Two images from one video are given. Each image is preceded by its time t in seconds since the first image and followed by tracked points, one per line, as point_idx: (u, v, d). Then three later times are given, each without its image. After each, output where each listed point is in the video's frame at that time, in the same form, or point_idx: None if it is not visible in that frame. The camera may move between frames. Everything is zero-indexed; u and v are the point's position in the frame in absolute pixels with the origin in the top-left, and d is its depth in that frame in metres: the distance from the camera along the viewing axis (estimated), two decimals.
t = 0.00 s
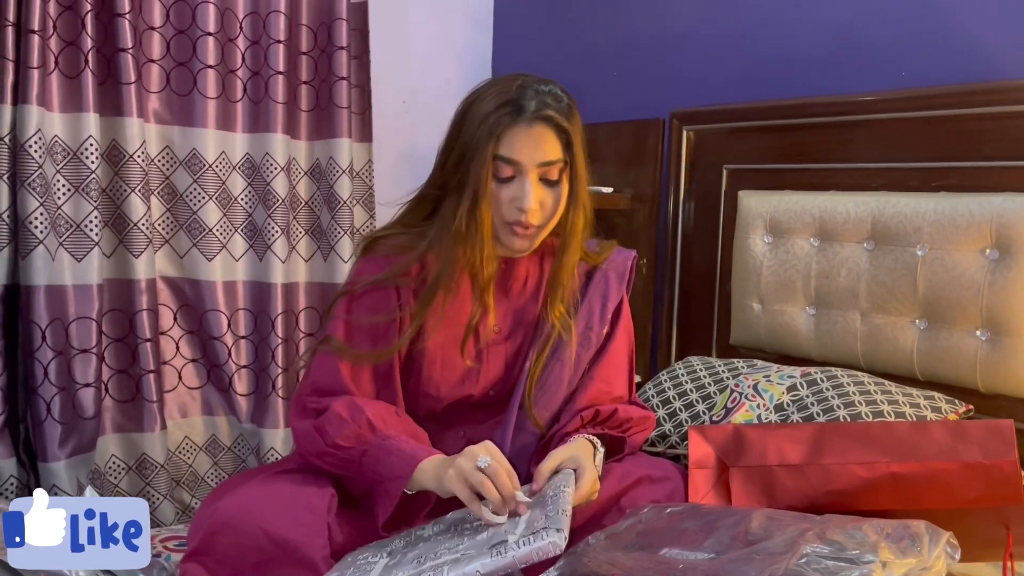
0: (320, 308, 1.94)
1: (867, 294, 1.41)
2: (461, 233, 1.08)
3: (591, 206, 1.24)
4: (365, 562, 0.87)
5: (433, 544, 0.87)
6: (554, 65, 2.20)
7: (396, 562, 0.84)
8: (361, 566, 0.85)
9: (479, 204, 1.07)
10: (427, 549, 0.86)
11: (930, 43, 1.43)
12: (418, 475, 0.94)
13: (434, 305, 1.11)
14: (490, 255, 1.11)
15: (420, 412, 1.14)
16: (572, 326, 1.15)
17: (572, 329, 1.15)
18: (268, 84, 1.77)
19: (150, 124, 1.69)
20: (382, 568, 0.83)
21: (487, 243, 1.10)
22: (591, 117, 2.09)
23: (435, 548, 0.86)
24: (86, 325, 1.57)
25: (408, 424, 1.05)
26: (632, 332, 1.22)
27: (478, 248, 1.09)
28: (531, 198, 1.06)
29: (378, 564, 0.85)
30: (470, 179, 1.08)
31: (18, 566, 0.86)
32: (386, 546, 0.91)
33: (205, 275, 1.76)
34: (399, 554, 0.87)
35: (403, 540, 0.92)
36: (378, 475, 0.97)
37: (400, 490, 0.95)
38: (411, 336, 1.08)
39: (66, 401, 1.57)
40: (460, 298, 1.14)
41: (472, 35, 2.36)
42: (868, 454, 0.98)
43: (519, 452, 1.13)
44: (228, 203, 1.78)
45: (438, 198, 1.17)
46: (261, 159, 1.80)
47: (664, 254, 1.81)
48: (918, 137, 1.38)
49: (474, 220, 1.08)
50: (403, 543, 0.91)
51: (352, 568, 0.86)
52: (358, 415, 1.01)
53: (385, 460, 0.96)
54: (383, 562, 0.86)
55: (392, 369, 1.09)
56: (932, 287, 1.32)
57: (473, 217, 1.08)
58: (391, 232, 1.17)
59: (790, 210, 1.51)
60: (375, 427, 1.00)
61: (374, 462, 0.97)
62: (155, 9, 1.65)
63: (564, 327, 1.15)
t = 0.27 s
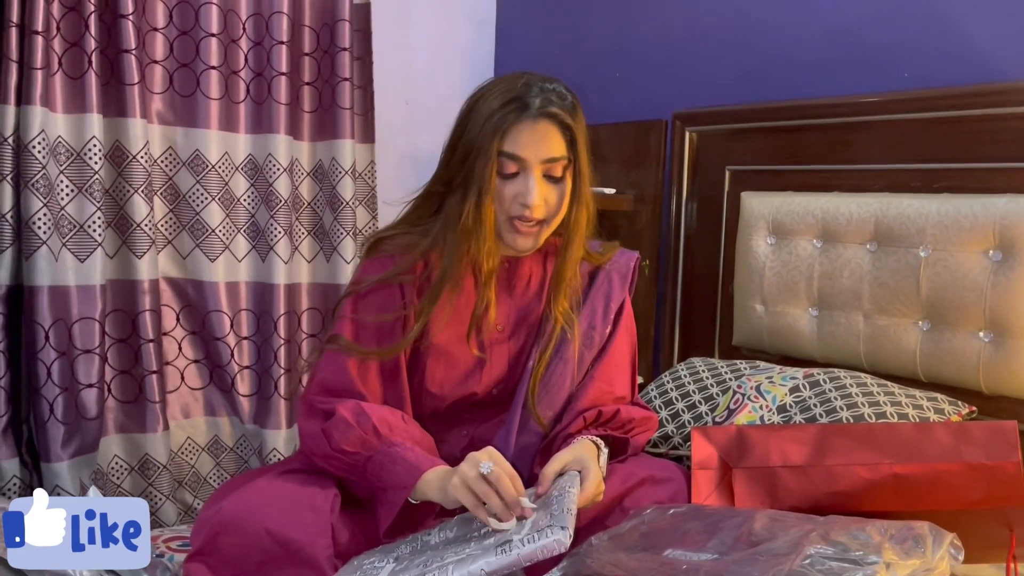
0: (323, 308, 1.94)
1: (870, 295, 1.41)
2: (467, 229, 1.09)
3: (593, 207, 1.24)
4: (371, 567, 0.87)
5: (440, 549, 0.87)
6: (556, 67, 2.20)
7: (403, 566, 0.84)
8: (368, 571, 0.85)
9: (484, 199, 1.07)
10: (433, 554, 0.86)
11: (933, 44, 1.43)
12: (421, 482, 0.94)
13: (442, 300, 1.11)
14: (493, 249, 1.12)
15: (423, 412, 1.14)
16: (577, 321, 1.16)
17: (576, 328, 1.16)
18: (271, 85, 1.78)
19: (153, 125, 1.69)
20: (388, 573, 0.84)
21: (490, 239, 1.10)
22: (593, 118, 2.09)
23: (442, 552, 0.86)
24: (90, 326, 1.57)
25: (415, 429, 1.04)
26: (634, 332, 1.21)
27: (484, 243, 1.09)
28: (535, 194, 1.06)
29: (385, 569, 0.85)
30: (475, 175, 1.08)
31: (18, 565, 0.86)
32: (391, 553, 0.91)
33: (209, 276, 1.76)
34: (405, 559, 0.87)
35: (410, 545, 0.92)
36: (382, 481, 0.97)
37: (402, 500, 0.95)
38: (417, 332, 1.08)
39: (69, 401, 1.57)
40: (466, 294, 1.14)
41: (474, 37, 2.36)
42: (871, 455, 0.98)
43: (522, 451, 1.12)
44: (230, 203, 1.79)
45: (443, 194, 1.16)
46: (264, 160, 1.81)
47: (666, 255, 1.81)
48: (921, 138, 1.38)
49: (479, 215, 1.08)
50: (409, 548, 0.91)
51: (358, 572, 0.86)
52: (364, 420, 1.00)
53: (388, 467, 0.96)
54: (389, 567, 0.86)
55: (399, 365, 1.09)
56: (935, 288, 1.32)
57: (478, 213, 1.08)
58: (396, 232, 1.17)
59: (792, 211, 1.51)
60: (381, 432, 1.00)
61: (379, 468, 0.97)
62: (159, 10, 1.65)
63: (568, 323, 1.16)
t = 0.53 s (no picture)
0: (324, 308, 1.94)
1: (872, 296, 1.41)
2: (464, 230, 1.09)
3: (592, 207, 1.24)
4: (374, 566, 0.87)
5: (444, 548, 0.88)
6: (558, 68, 2.20)
7: (406, 565, 0.85)
8: (370, 570, 0.86)
9: (480, 200, 1.07)
10: (437, 553, 0.86)
11: (935, 45, 1.43)
12: (417, 489, 0.94)
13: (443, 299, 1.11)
14: (490, 249, 1.12)
15: (425, 411, 1.14)
16: (564, 317, 1.15)
17: (577, 327, 1.16)
18: (272, 86, 1.78)
19: (155, 126, 1.69)
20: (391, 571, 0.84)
21: (486, 237, 1.10)
22: (594, 119, 2.09)
23: (445, 551, 0.86)
24: (91, 326, 1.58)
25: (410, 429, 1.04)
26: (635, 331, 1.21)
27: (478, 243, 1.09)
28: (531, 194, 1.06)
29: (388, 568, 0.85)
30: (472, 176, 1.08)
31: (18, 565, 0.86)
32: (394, 552, 0.91)
33: (211, 277, 1.77)
34: (408, 558, 0.87)
35: (413, 544, 0.92)
36: (374, 485, 0.97)
37: (395, 504, 0.96)
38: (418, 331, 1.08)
39: (71, 402, 1.58)
40: (466, 292, 1.14)
41: (476, 38, 2.36)
42: (872, 457, 0.98)
43: (524, 451, 1.13)
44: (232, 204, 1.79)
45: (443, 196, 1.16)
46: (265, 161, 1.81)
47: (668, 256, 1.81)
48: (922, 139, 1.38)
49: (476, 216, 1.08)
50: (412, 547, 0.91)
51: (362, 570, 0.86)
52: (351, 427, 1.00)
53: (381, 472, 0.97)
54: (392, 566, 0.86)
55: (401, 363, 1.09)
56: (936, 289, 1.32)
57: (475, 214, 1.08)
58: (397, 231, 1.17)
59: (794, 212, 1.51)
60: (368, 437, 1.00)
61: (369, 474, 0.97)
62: (161, 11, 1.66)
63: (556, 317, 1.16)
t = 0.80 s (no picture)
0: (326, 309, 1.94)
1: (873, 298, 1.41)
2: (465, 237, 1.09)
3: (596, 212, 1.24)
4: (372, 567, 0.87)
5: (442, 550, 0.88)
6: (560, 69, 2.20)
7: (404, 567, 0.85)
8: (369, 571, 0.86)
9: (482, 208, 1.07)
10: (435, 555, 0.86)
11: (937, 47, 1.43)
12: (420, 488, 0.94)
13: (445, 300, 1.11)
14: (489, 257, 1.12)
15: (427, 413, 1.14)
16: (569, 327, 1.15)
17: (580, 330, 1.16)
18: (274, 87, 1.78)
19: (157, 127, 1.70)
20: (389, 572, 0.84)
21: (487, 244, 1.10)
22: (596, 120, 2.09)
23: (444, 553, 0.86)
24: (93, 327, 1.58)
25: (413, 430, 1.04)
26: (638, 336, 1.21)
27: (480, 251, 1.10)
28: (534, 203, 1.06)
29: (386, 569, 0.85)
30: (475, 183, 1.08)
31: (18, 566, 0.86)
32: (394, 553, 0.91)
33: (212, 278, 1.77)
34: (407, 559, 0.87)
35: (411, 545, 0.93)
36: (377, 485, 0.97)
37: (398, 503, 0.96)
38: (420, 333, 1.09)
39: (72, 402, 1.58)
40: (467, 295, 1.13)
41: (477, 39, 2.36)
42: (874, 459, 0.98)
43: (526, 454, 1.13)
44: (234, 205, 1.79)
45: (448, 201, 1.17)
46: (267, 162, 1.81)
47: (669, 258, 1.81)
48: (924, 141, 1.38)
49: (477, 222, 1.08)
50: (411, 548, 0.91)
51: (360, 571, 0.86)
52: (355, 426, 1.00)
53: (384, 473, 0.97)
54: (390, 567, 0.86)
55: (404, 364, 1.09)
56: (938, 291, 1.32)
57: (477, 220, 1.08)
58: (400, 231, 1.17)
59: (796, 214, 1.51)
60: (372, 436, 1.00)
61: (373, 473, 0.97)
62: (163, 12, 1.66)
63: (559, 325, 1.15)
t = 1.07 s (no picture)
0: (328, 311, 1.95)
1: (875, 300, 1.41)
2: (470, 240, 1.09)
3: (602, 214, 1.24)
4: (374, 570, 0.87)
5: (445, 553, 0.88)
6: (561, 70, 2.20)
7: (407, 569, 0.85)
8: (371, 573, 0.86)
9: (487, 211, 1.07)
10: (438, 558, 0.87)
11: (939, 49, 1.43)
12: (428, 488, 0.93)
13: (450, 303, 1.11)
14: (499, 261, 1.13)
15: (431, 414, 1.14)
16: (579, 332, 1.15)
17: (585, 333, 1.16)
18: (276, 89, 1.78)
19: (159, 128, 1.70)
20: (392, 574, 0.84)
21: (494, 248, 1.10)
22: (597, 122, 2.09)
23: (446, 556, 0.86)
24: (95, 328, 1.58)
25: (420, 430, 1.04)
26: (642, 338, 1.22)
27: (486, 254, 1.10)
28: (538, 207, 1.06)
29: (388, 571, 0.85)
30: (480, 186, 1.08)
31: (18, 566, 0.86)
32: (396, 555, 0.91)
33: (214, 280, 1.77)
34: (409, 562, 0.87)
35: (413, 548, 0.93)
36: (384, 485, 0.96)
37: (404, 504, 0.95)
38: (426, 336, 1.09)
39: (74, 404, 1.58)
40: (473, 298, 1.14)
41: (479, 40, 2.36)
42: (877, 461, 0.98)
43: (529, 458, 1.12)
44: (236, 207, 1.79)
45: (453, 204, 1.17)
46: (269, 163, 1.81)
47: (671, 259, 1.81)
48: (927, 143, 1.37)
49: (483, 226, 1.08)
50: (413, 550, 0.91)
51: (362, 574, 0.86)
52: (363, 425, 1.00)
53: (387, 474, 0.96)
54: (393, 570, 0.86)
55: (409, 365, 1.09)
56: (940, 293, 1.32)
57: (482, 224, 1.08)
58: (406, 232, 1.17)
59: (798, 216, 1.51)
60: (380, 436, 1.00)
61: (379, 473, 0.97)
62: (165, 14, 1.66)
63: (570, 330, 1.15)
